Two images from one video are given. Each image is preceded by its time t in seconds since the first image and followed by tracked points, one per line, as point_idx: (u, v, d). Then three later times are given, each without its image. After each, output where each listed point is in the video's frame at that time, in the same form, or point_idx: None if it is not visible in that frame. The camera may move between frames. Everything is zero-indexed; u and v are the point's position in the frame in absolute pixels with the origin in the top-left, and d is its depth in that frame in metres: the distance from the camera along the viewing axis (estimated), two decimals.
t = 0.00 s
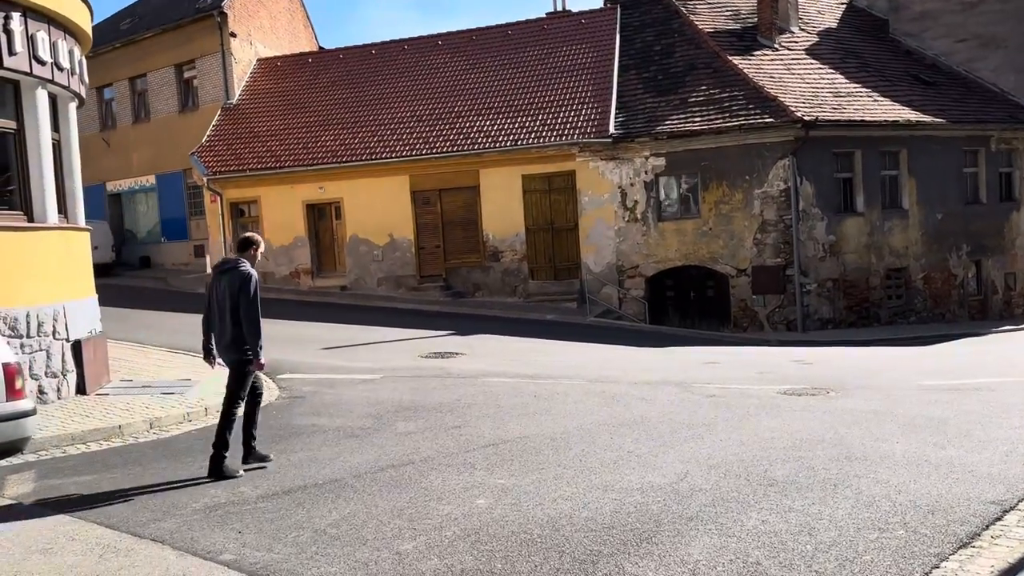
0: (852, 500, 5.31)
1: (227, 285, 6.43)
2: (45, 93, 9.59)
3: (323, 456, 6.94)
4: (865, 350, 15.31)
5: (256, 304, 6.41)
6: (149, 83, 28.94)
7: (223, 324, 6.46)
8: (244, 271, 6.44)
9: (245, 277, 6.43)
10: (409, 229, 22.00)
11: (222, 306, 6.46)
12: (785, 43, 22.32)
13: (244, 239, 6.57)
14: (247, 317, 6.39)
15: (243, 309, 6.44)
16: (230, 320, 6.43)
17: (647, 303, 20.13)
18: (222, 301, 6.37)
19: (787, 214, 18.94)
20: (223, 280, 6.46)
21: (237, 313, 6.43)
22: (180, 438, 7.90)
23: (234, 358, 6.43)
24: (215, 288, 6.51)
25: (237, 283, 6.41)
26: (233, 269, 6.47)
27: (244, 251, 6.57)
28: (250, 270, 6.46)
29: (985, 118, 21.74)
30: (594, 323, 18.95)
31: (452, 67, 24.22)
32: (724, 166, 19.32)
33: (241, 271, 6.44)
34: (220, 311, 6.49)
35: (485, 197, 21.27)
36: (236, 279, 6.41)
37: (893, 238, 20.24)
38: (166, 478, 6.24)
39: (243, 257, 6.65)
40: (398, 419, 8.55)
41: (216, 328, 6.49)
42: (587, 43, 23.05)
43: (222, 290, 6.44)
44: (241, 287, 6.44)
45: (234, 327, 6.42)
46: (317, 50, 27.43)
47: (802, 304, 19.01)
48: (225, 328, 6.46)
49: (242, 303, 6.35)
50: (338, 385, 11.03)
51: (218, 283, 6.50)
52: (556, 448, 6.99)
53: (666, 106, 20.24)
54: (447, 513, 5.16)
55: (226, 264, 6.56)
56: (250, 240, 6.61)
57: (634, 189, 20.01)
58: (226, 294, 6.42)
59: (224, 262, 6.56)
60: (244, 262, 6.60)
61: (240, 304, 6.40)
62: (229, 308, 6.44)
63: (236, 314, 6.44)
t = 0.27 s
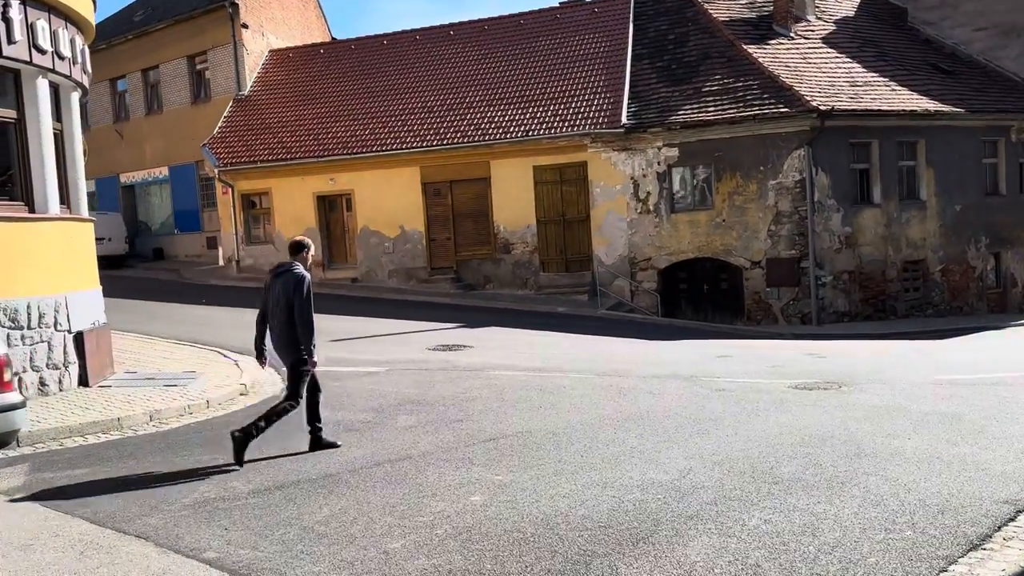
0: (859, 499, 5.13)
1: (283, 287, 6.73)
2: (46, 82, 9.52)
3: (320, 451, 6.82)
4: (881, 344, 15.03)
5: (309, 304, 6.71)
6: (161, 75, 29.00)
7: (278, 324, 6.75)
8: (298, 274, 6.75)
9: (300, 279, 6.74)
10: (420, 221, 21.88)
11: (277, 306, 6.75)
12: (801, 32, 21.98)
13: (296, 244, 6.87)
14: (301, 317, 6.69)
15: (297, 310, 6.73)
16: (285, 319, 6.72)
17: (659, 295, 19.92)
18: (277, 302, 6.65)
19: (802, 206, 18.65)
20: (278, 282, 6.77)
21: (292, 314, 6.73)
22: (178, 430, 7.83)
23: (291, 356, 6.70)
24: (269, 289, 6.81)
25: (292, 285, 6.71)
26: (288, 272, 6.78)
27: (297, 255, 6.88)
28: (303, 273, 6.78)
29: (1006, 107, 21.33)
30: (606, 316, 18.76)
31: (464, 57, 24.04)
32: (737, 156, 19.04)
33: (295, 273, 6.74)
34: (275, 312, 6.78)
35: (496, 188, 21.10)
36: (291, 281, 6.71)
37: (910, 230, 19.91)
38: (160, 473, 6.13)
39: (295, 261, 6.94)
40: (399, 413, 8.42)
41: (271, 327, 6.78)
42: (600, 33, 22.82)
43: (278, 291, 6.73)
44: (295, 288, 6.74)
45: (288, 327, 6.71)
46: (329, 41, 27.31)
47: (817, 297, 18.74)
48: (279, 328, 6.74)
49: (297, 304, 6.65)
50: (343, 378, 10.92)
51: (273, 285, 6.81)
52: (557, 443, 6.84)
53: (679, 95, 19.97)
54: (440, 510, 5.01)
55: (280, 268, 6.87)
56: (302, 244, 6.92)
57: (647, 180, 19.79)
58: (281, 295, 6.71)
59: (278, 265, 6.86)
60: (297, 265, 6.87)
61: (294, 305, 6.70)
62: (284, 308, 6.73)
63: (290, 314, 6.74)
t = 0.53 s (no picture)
0: (867, 499, 4.91)
1: (327, 268, 6.81)
2: (45, 72, 9.42)
3: (314, 447, 6.65)
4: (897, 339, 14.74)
5: (352, 286, 6.80)
6: (173, 68, 29.00)
7: (321, 303, 6.87)
8: (342, 256, 6.83)
9: (343, 261, 6.81)
10: (430, 213, 21.72)
11: (321, 287, 6.86)
12: (816, 22, 21.62)
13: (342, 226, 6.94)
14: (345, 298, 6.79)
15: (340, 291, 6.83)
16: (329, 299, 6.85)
17: (672, 289, 19.68)
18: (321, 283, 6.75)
19: (817, 198, 18.34)
20: (323, 262, 6.86)
21: (335, 295, 6.83)
22: (174, 425, 7.71)
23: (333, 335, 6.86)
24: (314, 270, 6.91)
25: (336, 267, 6.79)
26: (333, 253, 6.86)
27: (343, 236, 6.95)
28: (347, 255, 6.85)
29: None
30: (617, 310, 18.53)
31: (475, 49, 23.84)
32: (751, 148, 18.74)
33: (340, 255, 6.82)
34: (319, 293, 6.90)
35: (506, 181, 20.91)
36: (335, 263, 6.80)
37: (927, 224, 19.55)
38: (149, 469, 5.99)
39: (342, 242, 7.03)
40: (399, 408, 8.25)
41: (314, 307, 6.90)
42: (612, 24, 22.56)
43: (323, 271, 6.83)
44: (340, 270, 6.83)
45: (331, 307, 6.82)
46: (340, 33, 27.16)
47: (833, 291, 18.43)
48: (322, 308, 6.87)
49: (340, 286, 6.74)
50: (345, 371, 10.78)
51: (318, 266, 6.91)
52: (557, 439, 6.66)
53: (693, 87, 19.68)
54: (430, 509, 4.83)
55: (326, 249, 6.96)
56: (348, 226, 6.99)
57: (659, 172, 19.53)
58: (325, 276, 6.81)
59: (324, 246, 6.95)
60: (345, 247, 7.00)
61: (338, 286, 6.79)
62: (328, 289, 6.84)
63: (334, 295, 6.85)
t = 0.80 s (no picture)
0: (874, 509, 4.70)
1: (378, 275, 6.98)
2: (44, 68, 9.32)
3: (308, 449, 6.50)
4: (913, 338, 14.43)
5: (403, 292, 6.91)
6: (185, 65, 28.99)
7: (373, 309, 7.04)
8: (393, 263, 6.97)
9: (394, 268, 6.95)
10: (439, 210, 21.58)
11: (373, 292, 7.04)
12: (831, 15, 21.28)
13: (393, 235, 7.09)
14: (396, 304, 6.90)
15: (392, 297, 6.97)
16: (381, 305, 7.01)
17: (684, 287, 19.42)
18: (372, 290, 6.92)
19: (832, 194, 18.05)
20: (376, 269, 7.04)
21: (387, 301, 6.97)
22: (168, 426, 7.58)
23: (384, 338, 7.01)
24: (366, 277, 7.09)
25: (387, 274, 6.94)
26: (385, 260, 7.02)
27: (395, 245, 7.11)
28: (398, 263, 6.99)
29: None
30: (628, 308, 18.30)
31: (485, 45, 23.67)
32: (764, 143, 18.45)
33: (392, 263, 6.96)
34: (373, 298, 7.07)
35: (516, 178, 20.73)
36: (386, 270, 6.95)
37: (945, 220, 19.19)
38: (136, 472, 5.85)
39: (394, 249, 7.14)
40: (398, 409, 8.10)
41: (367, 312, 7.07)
42: (624, 18, 22.33)
43: (374, 278, 6.99)
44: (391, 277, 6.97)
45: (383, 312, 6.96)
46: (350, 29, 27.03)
47: (847, 289, 18.13)
48: (374, 313, 7.03)
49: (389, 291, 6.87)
50: (348, 370, 10.63)
51: (370, 273, 7.08)
52: (556, 442, 6.47)
53: (705, 81, 19.41)
54: (418, 517, 4.66)
55: (379, 257, 7.14)
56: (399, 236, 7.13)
57: (670, 168, 19.28)
58: (376, 282, 6.97)
59: (377, 254, 7.13)
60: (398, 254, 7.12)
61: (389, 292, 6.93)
62: (381, 295, 7.01)
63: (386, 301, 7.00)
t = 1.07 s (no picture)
0: (877, 513, 4.51)
1: (419, 260, 7.22)
2: (46, 63, 9.24)
3: (301, 446, 6.38)
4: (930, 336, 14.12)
5: (445, 276, 7.19)
6: (199, 63, 29.05)
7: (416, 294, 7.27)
8: (433, 248, 7.22)
9: (434, 254, 7.20)
10: (450, 207, 21.46)
11: (415, 278, 7.25)
12: (849, 9, 20.95)
13: (429, 220, 7.34)
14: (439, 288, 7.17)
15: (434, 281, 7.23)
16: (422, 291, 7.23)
17: (697, 284, 19.21)
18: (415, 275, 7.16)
19: (848, 190, 17.75)
20: (415, 255, 7.26)
21: (429, 286, 7.21)
22: (164, 423, 7.48)
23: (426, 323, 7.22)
24: (406, 263, 7.32)
25: (428, 259, 7.19)
26: (423, 246, 7.26)
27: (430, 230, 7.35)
28: (437, 247, 7.24)
29: None
30: (640, 305, 18.11)
31: (498, 41, 23.52)
32: (779, 138, 18.18)
33: (431, 249, 7.22)
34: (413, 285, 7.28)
35: (528, 174, 20.56)
36: (427, 255, 7.19)
37: (964, 216, 18.83)
38: (124, 469, 5.75)
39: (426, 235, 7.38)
40: (396, 406, 7.98)
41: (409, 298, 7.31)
42: (638, 13, 22.11)
43: (415, 264, 7.23)
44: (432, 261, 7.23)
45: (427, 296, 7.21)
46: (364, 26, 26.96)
47: (864, 286, 17.82)
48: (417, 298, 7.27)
49: (434, 276, 7.14)
50: (352, 367, 10.53)
51: (410, 258, 7.31)
52: (554, 441, 6.32)
53: (719, 75, 19.15)
54: (402, 519, 4.52)
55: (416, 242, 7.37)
56: (433, 220, 7.38)
57: (683, 164, 19.05)
58: (418, 268, 7.21)
59: (413, 240, 7.35)
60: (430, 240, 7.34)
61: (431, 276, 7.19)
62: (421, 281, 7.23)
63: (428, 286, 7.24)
